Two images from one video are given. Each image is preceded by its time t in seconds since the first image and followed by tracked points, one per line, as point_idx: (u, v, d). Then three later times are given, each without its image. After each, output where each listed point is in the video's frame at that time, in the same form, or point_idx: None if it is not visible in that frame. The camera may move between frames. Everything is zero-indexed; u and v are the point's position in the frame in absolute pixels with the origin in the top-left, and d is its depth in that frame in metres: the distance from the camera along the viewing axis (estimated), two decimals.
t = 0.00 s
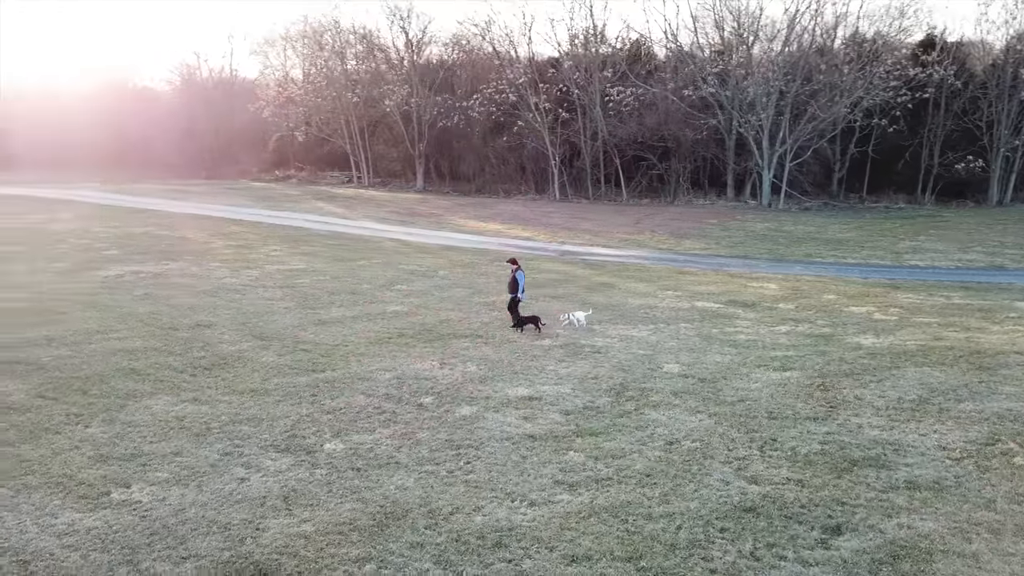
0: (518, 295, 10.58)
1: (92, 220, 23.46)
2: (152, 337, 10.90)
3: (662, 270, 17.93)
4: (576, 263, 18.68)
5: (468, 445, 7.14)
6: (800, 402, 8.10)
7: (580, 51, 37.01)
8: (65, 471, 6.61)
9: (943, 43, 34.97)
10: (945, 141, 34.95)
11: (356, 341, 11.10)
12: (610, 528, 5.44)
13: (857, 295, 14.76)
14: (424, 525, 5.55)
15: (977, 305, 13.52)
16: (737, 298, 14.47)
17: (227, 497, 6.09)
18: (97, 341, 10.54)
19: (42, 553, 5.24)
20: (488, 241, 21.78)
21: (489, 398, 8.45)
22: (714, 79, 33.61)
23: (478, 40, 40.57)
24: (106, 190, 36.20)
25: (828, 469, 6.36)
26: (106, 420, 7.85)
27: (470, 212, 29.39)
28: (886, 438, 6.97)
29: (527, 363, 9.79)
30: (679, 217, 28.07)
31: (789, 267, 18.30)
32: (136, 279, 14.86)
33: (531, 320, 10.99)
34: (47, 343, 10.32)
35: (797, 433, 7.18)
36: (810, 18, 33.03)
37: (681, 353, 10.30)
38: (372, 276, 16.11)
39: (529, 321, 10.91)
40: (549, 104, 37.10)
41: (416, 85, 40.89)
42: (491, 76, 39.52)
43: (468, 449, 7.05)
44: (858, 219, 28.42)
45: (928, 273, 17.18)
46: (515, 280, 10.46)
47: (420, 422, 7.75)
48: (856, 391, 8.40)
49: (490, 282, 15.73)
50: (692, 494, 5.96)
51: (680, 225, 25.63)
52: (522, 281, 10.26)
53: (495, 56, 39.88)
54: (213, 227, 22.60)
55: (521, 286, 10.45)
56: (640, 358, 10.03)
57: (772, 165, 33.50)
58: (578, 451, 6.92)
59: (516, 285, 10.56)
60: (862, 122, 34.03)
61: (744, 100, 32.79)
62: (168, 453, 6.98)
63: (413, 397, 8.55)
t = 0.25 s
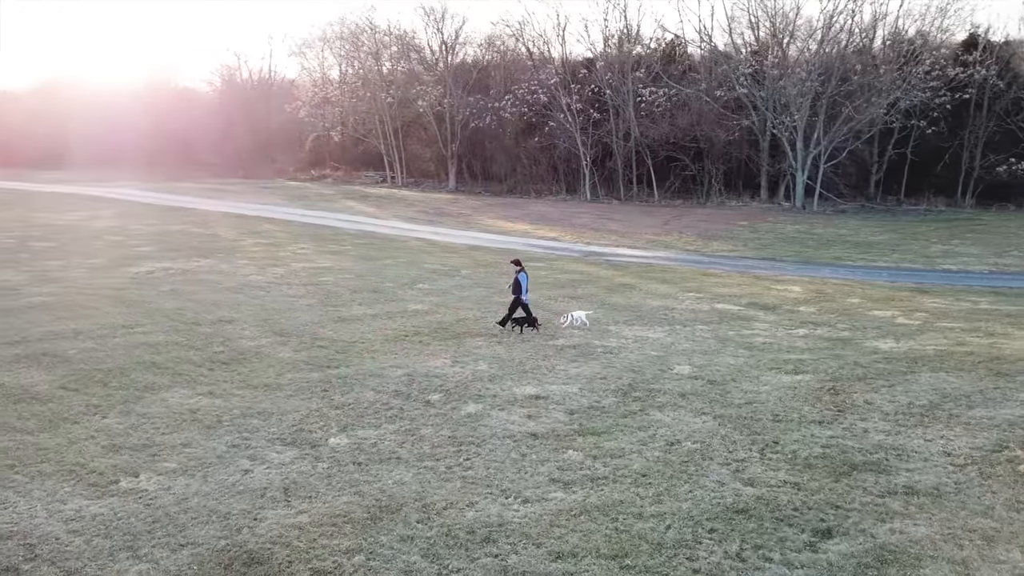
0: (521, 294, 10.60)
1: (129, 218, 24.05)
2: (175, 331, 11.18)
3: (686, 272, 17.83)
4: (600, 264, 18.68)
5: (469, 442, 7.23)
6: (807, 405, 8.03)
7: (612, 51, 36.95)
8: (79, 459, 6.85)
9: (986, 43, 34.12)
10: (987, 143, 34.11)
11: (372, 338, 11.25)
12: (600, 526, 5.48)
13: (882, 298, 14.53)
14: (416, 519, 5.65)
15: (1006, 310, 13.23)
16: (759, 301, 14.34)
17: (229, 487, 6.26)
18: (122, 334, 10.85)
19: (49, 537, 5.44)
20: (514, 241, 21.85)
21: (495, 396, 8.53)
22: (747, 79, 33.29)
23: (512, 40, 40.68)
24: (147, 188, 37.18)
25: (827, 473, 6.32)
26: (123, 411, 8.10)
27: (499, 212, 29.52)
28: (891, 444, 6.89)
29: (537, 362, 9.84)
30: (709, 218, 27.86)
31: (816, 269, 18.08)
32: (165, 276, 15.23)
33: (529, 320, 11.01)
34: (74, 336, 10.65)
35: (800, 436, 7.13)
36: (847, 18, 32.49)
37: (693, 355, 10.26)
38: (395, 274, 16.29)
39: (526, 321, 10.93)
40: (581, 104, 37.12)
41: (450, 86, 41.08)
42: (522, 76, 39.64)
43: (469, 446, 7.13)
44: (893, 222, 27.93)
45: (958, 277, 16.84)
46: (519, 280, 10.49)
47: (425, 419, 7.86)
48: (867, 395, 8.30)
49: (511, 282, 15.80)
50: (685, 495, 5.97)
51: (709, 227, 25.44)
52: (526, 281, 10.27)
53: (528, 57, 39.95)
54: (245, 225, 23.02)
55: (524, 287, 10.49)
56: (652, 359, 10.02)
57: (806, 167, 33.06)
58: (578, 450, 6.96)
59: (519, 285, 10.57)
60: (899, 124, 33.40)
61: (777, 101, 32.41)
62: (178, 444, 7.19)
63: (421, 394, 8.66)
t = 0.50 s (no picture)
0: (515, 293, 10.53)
1: (156, 216, 24.50)
2: (190, 327, 11.41)
3: (703, 273, 17.76)
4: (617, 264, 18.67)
5: (465, 439, 7.30)
6: (808, 407, 8.00)
7: (637, 51, 36.90)
8: (85, 450, 7.04)
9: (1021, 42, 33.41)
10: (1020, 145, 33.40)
11: (381, 336, 11.38)
12: (583, 523, 5.52)
13: (900, 301, 14.35)
14: (405, 513, 5.73)
15: None
16: (773, 303, 14.25)
17: (226, 479, 6.40)
18: (139, 330, 11.10)
19: (48, 524, 5.61)
20: (533, 241, 21.91)
21: (496, 394, 8.60)
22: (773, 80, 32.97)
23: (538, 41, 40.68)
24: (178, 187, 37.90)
25: (819, 475, 6.29)
26: (132, 404, 8.30)
27: (521, 213, 29.60)
28: (888, 447, 6.84)
29: (541, 361, 9.89)
30: (732, 219, 27.69)
31: (835, 272, 17.91)
32: (186, 273, 15.51)
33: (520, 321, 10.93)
34: (91, 331, 10.92)
35: (796, 438, 7.10)
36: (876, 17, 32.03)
37: (699, 356, 10.25)
38: (411, 273, 16.44)
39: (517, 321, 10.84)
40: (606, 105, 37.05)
41: (476, 86, 41.15)
42: (546, 77, 39.74)
43: (464, 443, 7.21)
44: (920, 225, 27.52)
45: (980, 281, 16.58)
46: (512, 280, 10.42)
47: (425, 416, 7.95)
48: (869, 398, 8.23)
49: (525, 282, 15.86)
50: (673, 494, 5.98)
51: (731, 228, 25.28)
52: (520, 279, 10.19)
53: (553, 57, 39.94)
54: (268, 224, 23.35)
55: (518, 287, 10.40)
56: (656, 360, 10.02)
57: (832, 168, 32.68)
58: (572, 448, 7.00)
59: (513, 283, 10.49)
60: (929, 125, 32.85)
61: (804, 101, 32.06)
62: (181, 437, 7.36)
63: (424, 391, 8.76)
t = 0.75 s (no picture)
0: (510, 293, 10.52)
1: (179, 214, 24.91)
2: (202, 323, 11.63)
3: (717, 274, 17.70)
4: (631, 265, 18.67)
5: (460, 436, 7.38)
6: (806, 409, 7.97)
7: (659, 52, 36.77)
8: (90, 441, 7.23)
9: None
10: None
11: (388, 334, 11.51)
12: (567, 519, 5.57)
13: (915, 304, 14.20)
14: (392, 507, 5.82)
15: None
16: (785, 304, 14.18)
17: (222, 471, 6.54)
18: (152, 325, 11.33)
19: (47, 511, 5.79)
20: (550, 241, 21.96)
21: (495, 392, 8.67)
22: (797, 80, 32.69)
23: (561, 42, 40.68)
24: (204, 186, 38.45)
25: (808, 476, 6.28)
26: (139, 397, 8.50)
27: (540, 213, 29.65)
28: (882, 449, 6.80)
29: (545, 360, 9.95)
30: (752, 220, 27.51)
31: (852, 274, 17.75)
32: (203, 270, 15.78)
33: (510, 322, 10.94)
34: (106, 326, 11.17)
35: (790, 439, 7.09)
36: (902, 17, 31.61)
37: (703, 357, 10.24)
38: (424, 272, 16.56)
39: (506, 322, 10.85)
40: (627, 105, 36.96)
41: (498, 87, 41.36)
42: (568, 77, 39.72)
43: (458, 439, 7.29)
44: (944, 227, 27.15)
45: (1000, 284, 16.34)
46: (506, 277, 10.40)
47: (423, 412, 8.05)
48: (869, 400, 8.19)
49: (537, 282, 15.93)
50: (659, 492, 6.01)
51: (750, 229, 25.12)
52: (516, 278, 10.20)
53: (576, 58, 39.93)
54: (288, 223, 23.65)
55: (513, 285, 10.36)
56: (659, 360, 10.03)
57: (856, 170, 32.32)
58: (565, 446, 7.05)
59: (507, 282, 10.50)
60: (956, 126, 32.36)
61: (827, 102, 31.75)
62: (183, 430, 7.53)
63: (425, 388, 8.86)
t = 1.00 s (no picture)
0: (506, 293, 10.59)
1: (204, 213, 25.32)
2: (217, 319, 11.85)
3: (733, 275, 17.62)
4: (647, 265, 18.65)
5: (456, 433, 7.45)
6: (808, 410, 7.94)
7: (683, 52, 36.63)
8: (97, 432, 7.43)
9: None
10: None
11: (398, 331, 11.63)
12: (553, 515, 5.63)
13: (931, 307, 14.03)
14: (382, 500, 5.92)
15: None
16: (799, 306, 14.09)
17: (221, 463, 6.69)
18: (169, 321, 11.58)
19: (50, 499, 5.98)
20: (568, 242, 22.00)
21: (498, 390, 8.74)
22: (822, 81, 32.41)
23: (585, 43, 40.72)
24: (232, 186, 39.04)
25: (799, 477, 6.26)
26: (150, 390, 8.70)
27: (561, 213, 29.68)
28: (878, 451, 6.77)
29: (550, 358, 10.01)
30: (774, 222, 27.31)
31: (871, 275, 17.57)
32: (222, 268, 16.05)
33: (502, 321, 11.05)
34: (124, 321, 11.43)
35: (786, 440, 7.08)
36: (931, 16, 31.18)
37: (708, 357, 10.24)
38: (439, 271, 16.69)
39: (498, 322, 10.95)
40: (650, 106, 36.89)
41: (521, 87, 41.57)
42: (591, 77, 39.73)
43: (455, 436, 7.36)
44: (972, 229, 26.71)
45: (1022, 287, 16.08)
46: (501, 277, 10.48)
47: (423, 409, 8.15)
48: (872, 402, 8.13)
49: (551, 282, 15.98)
50: (646, 490, 6.04)
51: (771, 230, 24.95)
52: (511, 278, 10.24)
53: (599, 59, 39.91)
54: (310, 221, 23.93)
55: (508, 284, 10.43)
56: (665, 360, 10.05)
57: (882, 171, 31.91)
58: (559, 444, 7.10)
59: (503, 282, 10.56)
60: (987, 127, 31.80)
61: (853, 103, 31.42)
62: (188, 422, 7.70)
63: (428, 385, 8.96)
